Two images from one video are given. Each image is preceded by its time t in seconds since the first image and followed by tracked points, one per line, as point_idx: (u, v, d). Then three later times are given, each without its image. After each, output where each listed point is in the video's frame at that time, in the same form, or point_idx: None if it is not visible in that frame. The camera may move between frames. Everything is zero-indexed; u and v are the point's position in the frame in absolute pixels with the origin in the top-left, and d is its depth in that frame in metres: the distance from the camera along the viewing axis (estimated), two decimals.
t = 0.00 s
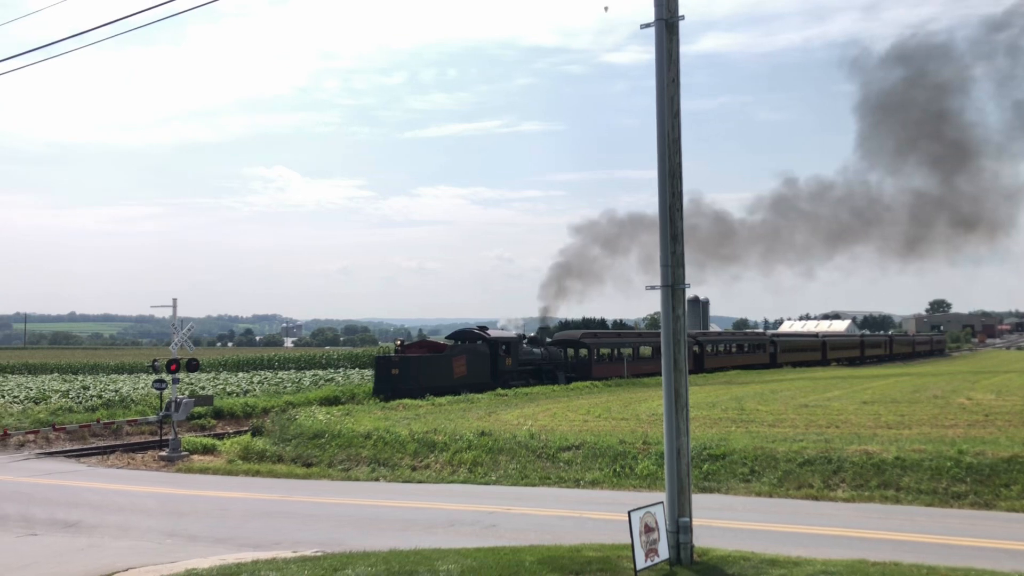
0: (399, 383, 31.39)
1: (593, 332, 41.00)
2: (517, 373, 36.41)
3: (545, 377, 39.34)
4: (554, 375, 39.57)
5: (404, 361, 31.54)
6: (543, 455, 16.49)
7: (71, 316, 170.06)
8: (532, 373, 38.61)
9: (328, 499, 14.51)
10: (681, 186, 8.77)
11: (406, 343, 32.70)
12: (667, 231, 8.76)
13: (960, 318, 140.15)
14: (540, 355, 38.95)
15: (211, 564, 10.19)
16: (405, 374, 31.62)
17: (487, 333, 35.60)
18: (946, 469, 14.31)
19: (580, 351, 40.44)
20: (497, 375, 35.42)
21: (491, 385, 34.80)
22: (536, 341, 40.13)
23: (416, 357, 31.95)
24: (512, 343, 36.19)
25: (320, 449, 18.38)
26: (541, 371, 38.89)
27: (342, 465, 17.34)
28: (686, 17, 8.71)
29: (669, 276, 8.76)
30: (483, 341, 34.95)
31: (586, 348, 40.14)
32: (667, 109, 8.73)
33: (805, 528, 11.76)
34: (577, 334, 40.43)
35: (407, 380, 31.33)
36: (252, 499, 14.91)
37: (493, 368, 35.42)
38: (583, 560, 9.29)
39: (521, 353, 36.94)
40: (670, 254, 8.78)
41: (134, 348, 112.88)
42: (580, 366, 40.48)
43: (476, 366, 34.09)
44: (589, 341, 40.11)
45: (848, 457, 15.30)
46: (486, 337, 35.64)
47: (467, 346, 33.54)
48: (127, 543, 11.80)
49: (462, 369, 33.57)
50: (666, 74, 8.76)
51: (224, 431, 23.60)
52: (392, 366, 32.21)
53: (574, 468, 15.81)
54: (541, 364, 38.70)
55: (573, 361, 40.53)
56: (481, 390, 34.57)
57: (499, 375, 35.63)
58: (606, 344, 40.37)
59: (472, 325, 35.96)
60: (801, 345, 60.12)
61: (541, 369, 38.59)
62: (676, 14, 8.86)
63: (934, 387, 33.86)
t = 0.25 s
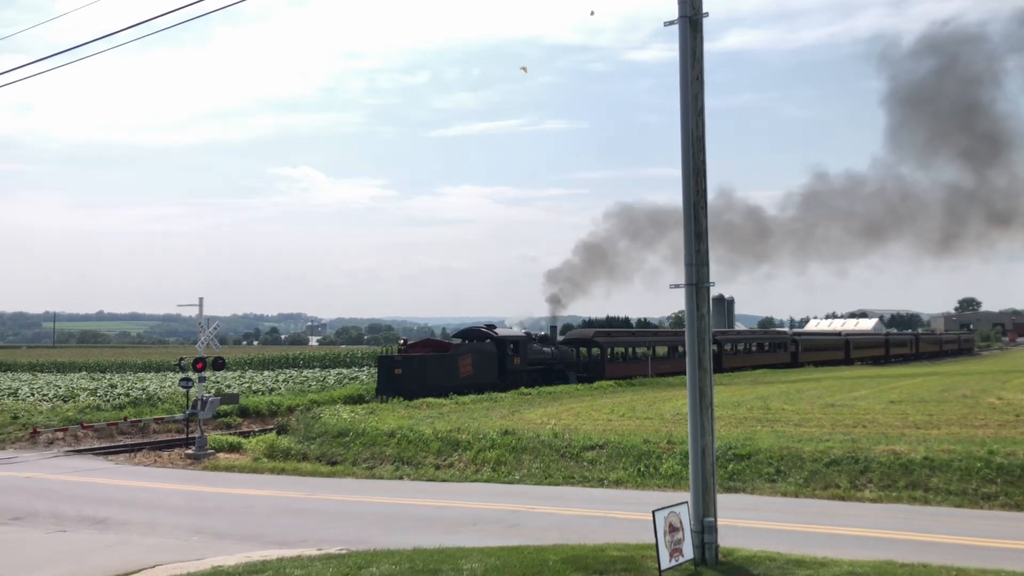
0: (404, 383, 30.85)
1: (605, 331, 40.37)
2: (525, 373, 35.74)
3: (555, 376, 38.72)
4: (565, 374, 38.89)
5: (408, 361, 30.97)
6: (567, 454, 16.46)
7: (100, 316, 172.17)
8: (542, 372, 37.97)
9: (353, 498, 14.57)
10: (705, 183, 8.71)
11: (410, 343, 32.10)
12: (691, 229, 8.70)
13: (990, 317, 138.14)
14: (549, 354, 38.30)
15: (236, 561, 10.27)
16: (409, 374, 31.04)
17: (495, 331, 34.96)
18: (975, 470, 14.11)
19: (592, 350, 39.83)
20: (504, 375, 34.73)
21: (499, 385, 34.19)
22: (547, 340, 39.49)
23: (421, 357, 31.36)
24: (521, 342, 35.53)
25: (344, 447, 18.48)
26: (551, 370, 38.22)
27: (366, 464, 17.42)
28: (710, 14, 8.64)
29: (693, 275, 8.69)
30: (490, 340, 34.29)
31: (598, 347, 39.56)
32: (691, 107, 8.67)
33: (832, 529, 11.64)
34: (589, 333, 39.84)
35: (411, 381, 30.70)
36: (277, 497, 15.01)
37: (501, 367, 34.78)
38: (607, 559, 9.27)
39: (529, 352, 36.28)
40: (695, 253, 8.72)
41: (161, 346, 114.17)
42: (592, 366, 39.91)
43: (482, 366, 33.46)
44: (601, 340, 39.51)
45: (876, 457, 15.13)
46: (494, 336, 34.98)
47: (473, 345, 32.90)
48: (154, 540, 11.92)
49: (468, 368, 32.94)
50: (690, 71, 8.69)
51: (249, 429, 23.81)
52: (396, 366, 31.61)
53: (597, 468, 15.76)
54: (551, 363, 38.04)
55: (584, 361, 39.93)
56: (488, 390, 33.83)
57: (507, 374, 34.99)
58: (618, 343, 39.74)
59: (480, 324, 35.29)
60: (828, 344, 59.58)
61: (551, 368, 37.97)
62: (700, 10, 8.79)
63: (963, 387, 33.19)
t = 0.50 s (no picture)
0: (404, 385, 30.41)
1: (613, 330, 39.75)
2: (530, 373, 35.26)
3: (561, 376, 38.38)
4: (571, 374, 38.41)
5: (406, 360, 30.71)
6: (585, 453, 16.46)
7: (122, 314, 173.89)
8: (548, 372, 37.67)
9: (371, 496, 14.65)
10: (724, 181, 8.68)
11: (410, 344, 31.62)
12: (709, 228, 8.68)
13: (1013, 316, 136.55)
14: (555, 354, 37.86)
15: (256, 559, 10.35)
16: (408, 374, 30.76)
17: (498, 331, 34.48)
18: (998, 469, 13.97)
19: (599, 349, 39.22)
20: (508, 375, 34.30)
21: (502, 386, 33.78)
22: (553, 339, 38.97)
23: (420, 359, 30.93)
24: (525, 341, 35.03)
25: (363, 446, 18.57)
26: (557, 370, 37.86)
27: (384, 462, 17.51)
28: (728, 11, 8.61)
29: (712, 273, 8.68)
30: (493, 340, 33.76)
31: (605, 347, 38.93)
32: (710, 104, 8.64)
33: (851, 528, 11.57)
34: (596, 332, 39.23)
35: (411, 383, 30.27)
36: (296, 495, 15.12)
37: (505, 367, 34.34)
38: (626, 559, 9.26)
39: (534, 352, 35.77)
40: (713, 251, 8.70)
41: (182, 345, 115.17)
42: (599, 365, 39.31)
43: (485, 367, 33.02)
44: (608, 339, 38.85)
45: (896, 457, 15.02)
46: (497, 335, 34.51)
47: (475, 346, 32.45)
48: (175, 538, 12.04)
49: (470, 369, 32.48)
50: (709, 68, 8.66)
51: (269, 428, 23.97)
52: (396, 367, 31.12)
53: (616, 467, 15.76)
54: (556, 363, 37.66)
55: (591, 360, 39.37)
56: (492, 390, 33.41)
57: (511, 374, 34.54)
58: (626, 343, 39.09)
59: (484, 322, 34.80)
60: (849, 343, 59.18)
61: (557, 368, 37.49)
62: (718, 7, 8.76)
63: (985, 387, 32.33)
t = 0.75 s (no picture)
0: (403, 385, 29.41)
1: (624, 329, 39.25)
2: (535, 374, 34.34)
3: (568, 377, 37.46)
4: (579, 375, 37.47)
5: (406, 359, 29.71)
6: (607, 453, 16.44)
7: (147, 314, 175.69)
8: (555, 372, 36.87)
9: (394, 495, 14.71)
10: (747, 180, 8.63)
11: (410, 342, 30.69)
12: (732, 227, 8.63)
13: None
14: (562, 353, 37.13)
15: (280, 557, 10.42)
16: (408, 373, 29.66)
17: (503, 331, 33.65)
18: None
19: (610, 349, 38.76)
20: (513, 375, 33.46)
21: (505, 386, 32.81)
22: (561, 338, 38.08)
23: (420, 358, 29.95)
24: (530, 341, 34.16)
25: (385, 445, 18.64)
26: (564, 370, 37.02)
27: (407, 461, 17.57)
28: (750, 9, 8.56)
29: (735, 272, 8.63)
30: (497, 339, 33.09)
31: (616, 346, 38.49)
32: (732, 103, 8.60)
33: (876, 529, 11.48)
34: (607, 331, 38.77)
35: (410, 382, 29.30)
36: (319, 494, 15.20)
37: (509, 368, 33.44)
38: (648, 558, 9.24)
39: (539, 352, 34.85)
40: (736, 250, 8.65)
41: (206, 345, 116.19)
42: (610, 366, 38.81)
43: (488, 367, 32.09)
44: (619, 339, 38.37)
45: (922, 457, 14.86)
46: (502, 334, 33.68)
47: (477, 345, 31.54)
48: (199, 536, 12.14)
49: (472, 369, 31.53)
50: (731, 68, 8.62)
51: (292, 427, 24.13)
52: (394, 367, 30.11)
53: (638, 467, 15.72)
54: (564, 363, 36.82)
55: (601, 359, 38.86)
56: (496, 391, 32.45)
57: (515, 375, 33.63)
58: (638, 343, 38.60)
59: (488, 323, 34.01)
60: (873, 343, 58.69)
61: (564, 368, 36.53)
62: (740, 6, 8.71)
63: (1012, 387, 31.90)
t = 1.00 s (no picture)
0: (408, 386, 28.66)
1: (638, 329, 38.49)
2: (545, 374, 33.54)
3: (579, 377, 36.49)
4: (591, 375, 36.61)
5: (410, 359, 28.92)
6: (632, 453, 16.39)
7: (174, 314, 177.56)
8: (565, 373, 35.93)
9: (419, 494, 14.77)
10: (772, 179, 8.57)
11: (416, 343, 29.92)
12: (757, 226, 8.58)
13: None
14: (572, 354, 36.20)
15: (306, 556, 10.51)
16: (413, 373, 28.97)
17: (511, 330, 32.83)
18: None
19: (623, 348, 38.08)
20: (521, 376, 32.61)
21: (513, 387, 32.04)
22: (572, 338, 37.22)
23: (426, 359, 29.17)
24: (539, 340, 33.32)
25: (410, 444, 18.73)
26: (575, 371, 36.09)
27: (431, 460, 17.64)
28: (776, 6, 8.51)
29: (760, 272, 8.57)
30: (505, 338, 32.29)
31: (630, 346, 37.77)
32: (757, 101, 8.55)
33: (904, 530, 11.36)
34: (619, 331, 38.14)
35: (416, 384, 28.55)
36: (344, 493, 15.31)
37: (518, 368, 32.65)
38: (672, 559, 9.21)
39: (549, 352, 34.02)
40: (762, 249, 8.59)
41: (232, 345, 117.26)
42: (623, 366, 38.05)
43: (495, 367, 31.30)
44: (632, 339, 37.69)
45: (952, 458, 14.68)
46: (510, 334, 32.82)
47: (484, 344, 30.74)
48: (226, 534, 12.26)
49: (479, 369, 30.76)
50: (756, 65, 8.57)
51: (318, 426, 24.31)
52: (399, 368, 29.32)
53: (663, 467, 15.67)
54: (574, 364, 35.91)
55: (614, 360, 38.08)
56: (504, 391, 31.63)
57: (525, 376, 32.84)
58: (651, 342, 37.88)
59: (496, 322, 33.17)
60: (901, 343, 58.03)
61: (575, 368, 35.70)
62: (765, 3, 8.65)
63: None
